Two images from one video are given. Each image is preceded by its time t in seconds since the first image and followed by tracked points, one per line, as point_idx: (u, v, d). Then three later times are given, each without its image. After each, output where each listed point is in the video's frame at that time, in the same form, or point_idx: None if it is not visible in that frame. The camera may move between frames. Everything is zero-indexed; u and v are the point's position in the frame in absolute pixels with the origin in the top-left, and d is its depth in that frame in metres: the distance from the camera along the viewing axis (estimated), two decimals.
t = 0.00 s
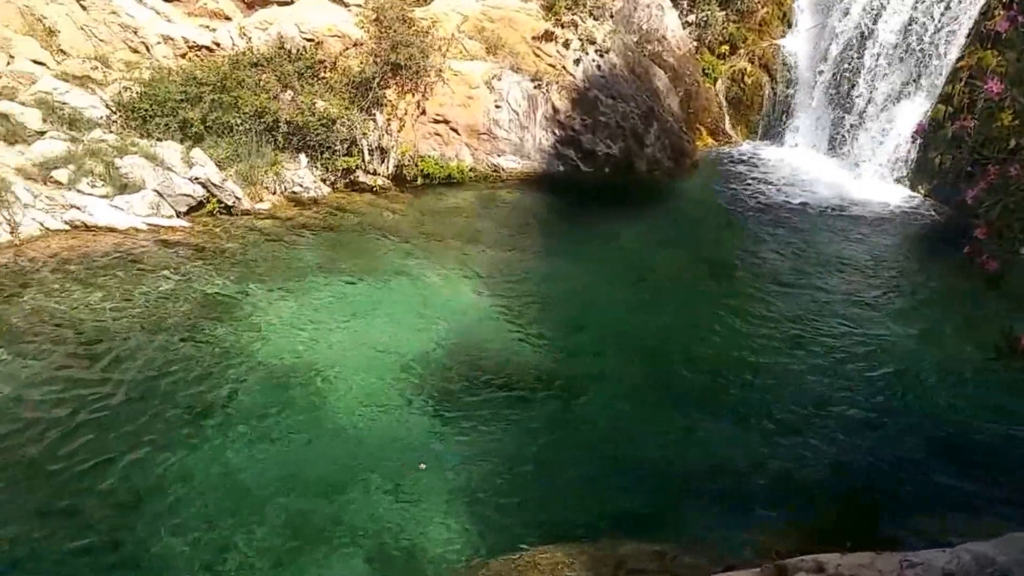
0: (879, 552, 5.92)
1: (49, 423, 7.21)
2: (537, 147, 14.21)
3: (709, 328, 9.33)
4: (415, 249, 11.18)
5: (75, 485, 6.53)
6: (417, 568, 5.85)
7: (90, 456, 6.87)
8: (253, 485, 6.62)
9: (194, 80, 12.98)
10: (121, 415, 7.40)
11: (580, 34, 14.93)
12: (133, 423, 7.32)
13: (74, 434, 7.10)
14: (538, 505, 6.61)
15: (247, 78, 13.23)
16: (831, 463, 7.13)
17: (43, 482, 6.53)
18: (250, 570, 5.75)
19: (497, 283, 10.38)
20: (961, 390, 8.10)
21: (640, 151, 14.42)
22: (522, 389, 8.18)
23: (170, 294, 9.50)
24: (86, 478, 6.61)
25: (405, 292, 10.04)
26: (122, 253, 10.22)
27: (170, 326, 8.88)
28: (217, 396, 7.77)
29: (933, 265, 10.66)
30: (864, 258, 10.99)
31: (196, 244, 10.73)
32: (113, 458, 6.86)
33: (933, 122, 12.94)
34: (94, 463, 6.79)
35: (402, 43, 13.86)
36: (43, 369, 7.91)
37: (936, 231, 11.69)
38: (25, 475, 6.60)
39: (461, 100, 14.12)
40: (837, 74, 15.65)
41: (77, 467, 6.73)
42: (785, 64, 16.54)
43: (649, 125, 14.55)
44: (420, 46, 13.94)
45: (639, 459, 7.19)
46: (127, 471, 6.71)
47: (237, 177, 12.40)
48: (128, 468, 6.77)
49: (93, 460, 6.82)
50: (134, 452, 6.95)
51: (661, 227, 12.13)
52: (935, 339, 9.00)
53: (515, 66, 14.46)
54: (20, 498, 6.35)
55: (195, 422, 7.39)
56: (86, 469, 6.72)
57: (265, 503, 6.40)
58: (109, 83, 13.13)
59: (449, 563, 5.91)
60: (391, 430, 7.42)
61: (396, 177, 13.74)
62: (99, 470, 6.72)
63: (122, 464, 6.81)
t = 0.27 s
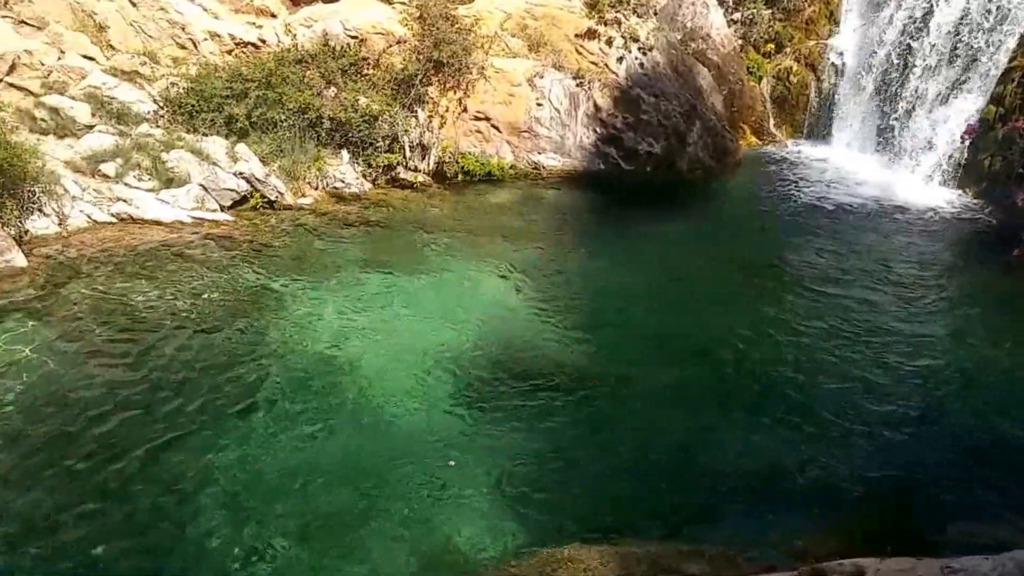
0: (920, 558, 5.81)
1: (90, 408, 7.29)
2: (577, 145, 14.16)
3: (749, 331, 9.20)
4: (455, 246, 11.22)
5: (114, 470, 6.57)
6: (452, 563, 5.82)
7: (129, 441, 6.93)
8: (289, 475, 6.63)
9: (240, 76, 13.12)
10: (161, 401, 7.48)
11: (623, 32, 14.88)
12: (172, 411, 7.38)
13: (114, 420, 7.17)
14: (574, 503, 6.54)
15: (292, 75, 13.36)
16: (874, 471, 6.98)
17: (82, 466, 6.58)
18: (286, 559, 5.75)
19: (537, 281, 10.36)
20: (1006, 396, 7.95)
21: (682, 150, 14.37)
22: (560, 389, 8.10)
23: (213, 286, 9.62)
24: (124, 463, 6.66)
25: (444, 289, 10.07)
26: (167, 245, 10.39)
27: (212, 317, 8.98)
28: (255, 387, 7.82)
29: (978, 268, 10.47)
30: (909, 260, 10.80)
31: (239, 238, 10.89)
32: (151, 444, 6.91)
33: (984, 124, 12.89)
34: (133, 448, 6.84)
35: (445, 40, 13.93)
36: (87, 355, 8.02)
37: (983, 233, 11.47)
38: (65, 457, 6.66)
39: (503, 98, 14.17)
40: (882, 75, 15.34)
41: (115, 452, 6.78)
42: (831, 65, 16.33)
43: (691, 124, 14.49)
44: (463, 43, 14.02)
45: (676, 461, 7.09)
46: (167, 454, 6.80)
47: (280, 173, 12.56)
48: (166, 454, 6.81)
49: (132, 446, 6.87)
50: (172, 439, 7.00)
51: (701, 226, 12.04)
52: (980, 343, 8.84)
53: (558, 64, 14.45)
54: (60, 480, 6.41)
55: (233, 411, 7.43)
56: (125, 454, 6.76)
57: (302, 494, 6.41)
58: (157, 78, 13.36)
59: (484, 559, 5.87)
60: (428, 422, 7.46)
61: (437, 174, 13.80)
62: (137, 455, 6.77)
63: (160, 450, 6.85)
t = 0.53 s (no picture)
0: (959, 565, 5.73)
1: (132, 394, 7.35)
2: (617, 144, 14.13)
3: (790, 334, 9.09)
4: (493, 244, 11.26)
5: (152, 450, 6.62)
6: (492, 556, 5.78)
7: (170, 426, 6.96)
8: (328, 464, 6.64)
9: (282, 73, 13.20)
10: (200, 388, 7.55)
11: (665, 31, 14.78)
12: (211, 398, 7.42)
13: (155, 406, 7.22)
14: (613, 500, 6.48)
15: (333, 71, 13.44)
16: (918, 478, 6.85)
17: (123, 448, 6.62)
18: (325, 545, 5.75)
19: (575, 280, 10.36)
20: None
21: (722, 150, 14.29)
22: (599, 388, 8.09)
23: (254, 281, 9.73)
24: (165, 447, 6.69)
25: (483, 286, 10.11)
26: (210, 239, 10.54)
27: (253, 311, 9.08)
28: (294, 379, 7.87)
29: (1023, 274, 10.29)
30: (953, 265, 10.63)
31: (280, 234, 11.02)
32: (191, 430, 6.94)
33: None
34: (172, 433, 6.87)
35: (486, 38, 14.01)
36: (130, 344, 8.12)
37: None
38: (107, 439, 6.70)
39: (543, 97, 14.16)
40: (928, 78, 15.28)
41: (154, 435, 6.83)
42: (876, 66, 16.18)
43: (732, 124, 14.41)
44: (504, 41, 14.08)
45: (716, 461, 7.00)
46: (204, 437, 6.85)
47: (320, 169, 12.65)
48: (206, 439, 6.83)
49: (170, 430, 6.92)
50: (212, 425, 7.03)
51: (740, 226, 11.95)
52: None
53: (598, 63, 14.40)
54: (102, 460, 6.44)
55: (272, 401, 7.46)
56: (165, 438, 6.80)
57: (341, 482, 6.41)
58: (200, 74, 13.54)
59: (523, 554, 5.84)
60: (464, 416, 7.48)
61: (476, 172, 13.90)
62: (177, 440, 6.80)
63: (200, 435, 6.88)
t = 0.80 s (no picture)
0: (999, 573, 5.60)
1: (171, 386, 7.48)
2: (655, 145, 14.06)
3: (827, 339, 8.95)
4: (529, 243, 11.26)
5: (189, 442, 6.73)
6: (520, 555, 5.76)
7: (205, 420, 7.05)
8: (359, 459, 6.66)
9: (322, 71, 13.35)
10: (237, 381, 7.66)
11: (705, 31, 14.74)
12: (248, 391, 7.53)
13: (191, 399, 7.32)
14: (643, 503, 6.42)
15: (372, 69, 13.56)
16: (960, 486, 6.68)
17: (159, 439, 6.72)
18: (358, 538, 5.76)
19: (610, 280, 10.34)
20: None
21: (761, 151, 14.11)
22: (633, 389, 8.04)
23: (292, 277, 9.84)
24: (200, 439, 6.78)
25: (519, 286, 10.11)
26: (249, 235, 10.70)
27: (289, 307, 9.17)
28: (328, 375, 7.93)
29: None
30: (998, 271, 10.40)
31: (317, 230, 11.13)
32: (228, 422, 7.04)
33: None
34: (210, 424, 6.98)
35: (524, 37, 14.04)
36: (169, 337, 8.25)
37: None
38: (143, 430, 6.81)
39: (580, 96, 14.17)
40: (975, 77, 14.88)
41: (191, 426, 6.95)
42: (922, 64, 15.85)
43: (772, 126, 14.24)
44: (543, 41, 14.11)
45: (749, 465, 6.91)
46: (240, 429, 6.96)
47: (358, 167, 12.74)
48: (240, 433, 6.91)
49: (207, 421, 7.03)
50: (246, 419, 7.11)
51: (778, 228, 11.82)
52: None
53: (637, 62, 14.44)
54: (138, 450, 6.54)
55: (307, 395, 7.55)
56: (200, 431, 6.89)
57: (370, 476, 6.44)
58: (242, 71, 13.71)
59: (553, 554, 5.80)
60: (497, 414, 7.50)
61: (512, 171, 13.88)
62: (214, 431, 6.90)
63: (234, 428, 6.96)
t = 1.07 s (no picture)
0: None
1: (208, 379, 7.61)
2: (692, 146, 14.01)
3: (866, 343, 8.78)
4: (564, 243, 11.26)
5: (224, 434, 6.84)
6: (551, 554, 5.74)
7: (241, 413, 7.15)
8: (392, 455, 6.70)
9: (361, 71, 13.47)
10: (272, 376, 7.76)
11: (746, 31, 14.59)
12: (282, 386, 7.63)
13: (228, 393, 7.43)
14: (674, 505, 6.36)
15: (411, 69, 13.65)
16: (1005, 494, 6.50)
17: (195, 431, 6.83)
18: (389, 533, 5.79)
19: (645, 280, 10.29)
20: None
21: (802, 152, 14.03)
22: (667, 391, 7.98)
23: (329, 274, 9.96)
24: (235, 432, 6.87)
25: (553, 284, 10.13)
26: (288, 232, 10.83)
27: (326, 303, 9.29)
28: (361, 371, 7.99)
29: None
30: None
31: (355, 228, 11.24)
32: (262, 416, 7.14)
33: None
34: (245, 418, 7.09)
35: (562, 38, 13.99)
36: (208, 332, 8.40)
37: None
38: (180, 422, 6.93)
39: (618, 96, 14.10)
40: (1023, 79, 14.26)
41: (227, 418, 7.06)
42: (966, 67, 15.27)
43: (813, 127, 14.14)
44: (581, 41, 14.06)
45: (786, 469, 6.79)
46: (274, 423, 7.05)
47: (395, 166, 12.83)
48: (274, 427, 6.99)
49: (242, 414, 7.14)
50: (281, 414, 7.19)
51: (818, 232, 11.64)
52: None
53: (676, 63, 14.30)
54: (175, 442, 6.65)
55: (340, 391, 7.62)
56: (235, 424, 6.98)
57: (401, 471, 6.48)
58: (283, 70, 13.90)
59: (583, 553, 5.78)
60: (528, 413, 7.50)
61: (548, 171, 13.88)
62: (248, 424, 7.01)
63: (269, 422, 7.04)
